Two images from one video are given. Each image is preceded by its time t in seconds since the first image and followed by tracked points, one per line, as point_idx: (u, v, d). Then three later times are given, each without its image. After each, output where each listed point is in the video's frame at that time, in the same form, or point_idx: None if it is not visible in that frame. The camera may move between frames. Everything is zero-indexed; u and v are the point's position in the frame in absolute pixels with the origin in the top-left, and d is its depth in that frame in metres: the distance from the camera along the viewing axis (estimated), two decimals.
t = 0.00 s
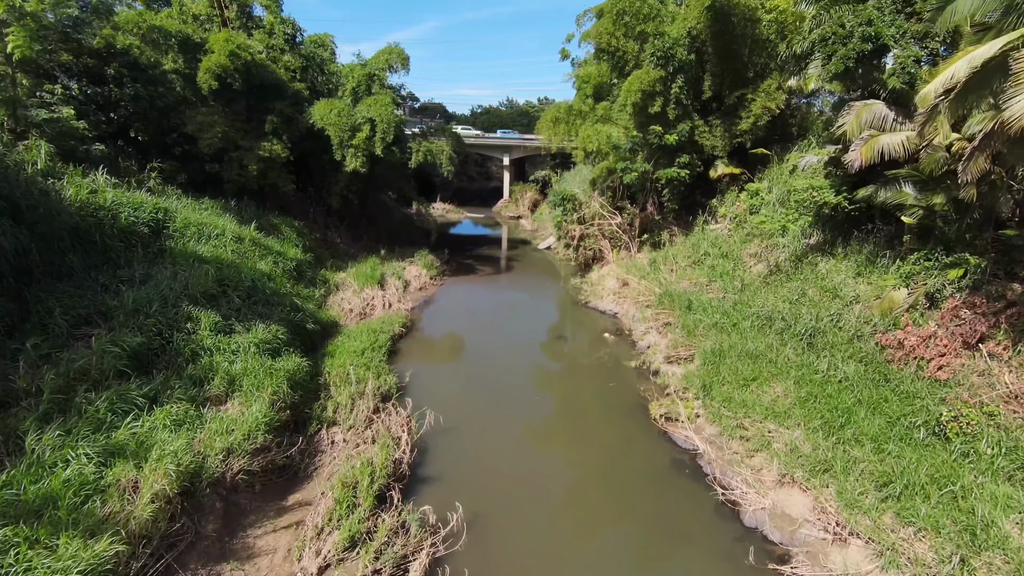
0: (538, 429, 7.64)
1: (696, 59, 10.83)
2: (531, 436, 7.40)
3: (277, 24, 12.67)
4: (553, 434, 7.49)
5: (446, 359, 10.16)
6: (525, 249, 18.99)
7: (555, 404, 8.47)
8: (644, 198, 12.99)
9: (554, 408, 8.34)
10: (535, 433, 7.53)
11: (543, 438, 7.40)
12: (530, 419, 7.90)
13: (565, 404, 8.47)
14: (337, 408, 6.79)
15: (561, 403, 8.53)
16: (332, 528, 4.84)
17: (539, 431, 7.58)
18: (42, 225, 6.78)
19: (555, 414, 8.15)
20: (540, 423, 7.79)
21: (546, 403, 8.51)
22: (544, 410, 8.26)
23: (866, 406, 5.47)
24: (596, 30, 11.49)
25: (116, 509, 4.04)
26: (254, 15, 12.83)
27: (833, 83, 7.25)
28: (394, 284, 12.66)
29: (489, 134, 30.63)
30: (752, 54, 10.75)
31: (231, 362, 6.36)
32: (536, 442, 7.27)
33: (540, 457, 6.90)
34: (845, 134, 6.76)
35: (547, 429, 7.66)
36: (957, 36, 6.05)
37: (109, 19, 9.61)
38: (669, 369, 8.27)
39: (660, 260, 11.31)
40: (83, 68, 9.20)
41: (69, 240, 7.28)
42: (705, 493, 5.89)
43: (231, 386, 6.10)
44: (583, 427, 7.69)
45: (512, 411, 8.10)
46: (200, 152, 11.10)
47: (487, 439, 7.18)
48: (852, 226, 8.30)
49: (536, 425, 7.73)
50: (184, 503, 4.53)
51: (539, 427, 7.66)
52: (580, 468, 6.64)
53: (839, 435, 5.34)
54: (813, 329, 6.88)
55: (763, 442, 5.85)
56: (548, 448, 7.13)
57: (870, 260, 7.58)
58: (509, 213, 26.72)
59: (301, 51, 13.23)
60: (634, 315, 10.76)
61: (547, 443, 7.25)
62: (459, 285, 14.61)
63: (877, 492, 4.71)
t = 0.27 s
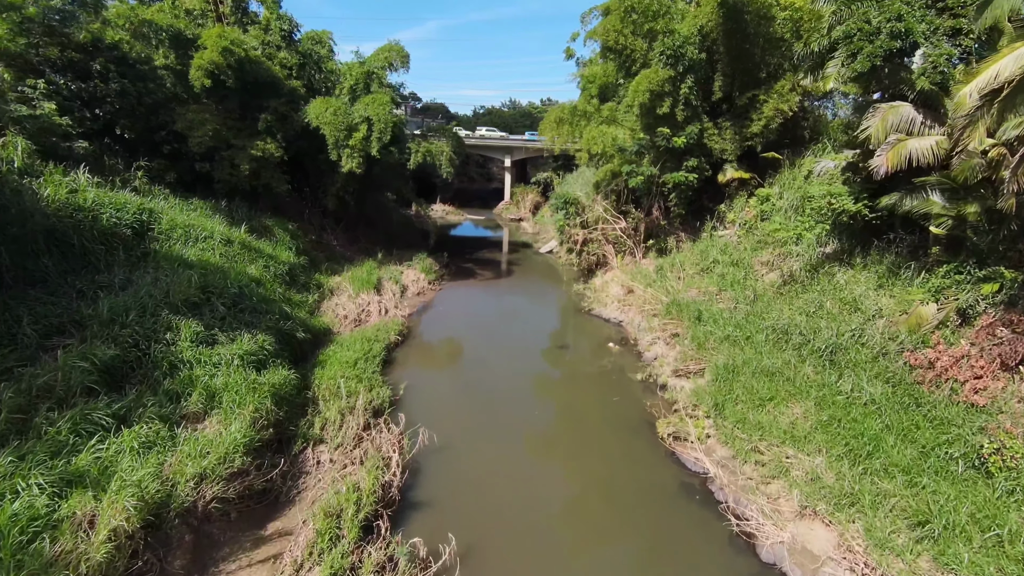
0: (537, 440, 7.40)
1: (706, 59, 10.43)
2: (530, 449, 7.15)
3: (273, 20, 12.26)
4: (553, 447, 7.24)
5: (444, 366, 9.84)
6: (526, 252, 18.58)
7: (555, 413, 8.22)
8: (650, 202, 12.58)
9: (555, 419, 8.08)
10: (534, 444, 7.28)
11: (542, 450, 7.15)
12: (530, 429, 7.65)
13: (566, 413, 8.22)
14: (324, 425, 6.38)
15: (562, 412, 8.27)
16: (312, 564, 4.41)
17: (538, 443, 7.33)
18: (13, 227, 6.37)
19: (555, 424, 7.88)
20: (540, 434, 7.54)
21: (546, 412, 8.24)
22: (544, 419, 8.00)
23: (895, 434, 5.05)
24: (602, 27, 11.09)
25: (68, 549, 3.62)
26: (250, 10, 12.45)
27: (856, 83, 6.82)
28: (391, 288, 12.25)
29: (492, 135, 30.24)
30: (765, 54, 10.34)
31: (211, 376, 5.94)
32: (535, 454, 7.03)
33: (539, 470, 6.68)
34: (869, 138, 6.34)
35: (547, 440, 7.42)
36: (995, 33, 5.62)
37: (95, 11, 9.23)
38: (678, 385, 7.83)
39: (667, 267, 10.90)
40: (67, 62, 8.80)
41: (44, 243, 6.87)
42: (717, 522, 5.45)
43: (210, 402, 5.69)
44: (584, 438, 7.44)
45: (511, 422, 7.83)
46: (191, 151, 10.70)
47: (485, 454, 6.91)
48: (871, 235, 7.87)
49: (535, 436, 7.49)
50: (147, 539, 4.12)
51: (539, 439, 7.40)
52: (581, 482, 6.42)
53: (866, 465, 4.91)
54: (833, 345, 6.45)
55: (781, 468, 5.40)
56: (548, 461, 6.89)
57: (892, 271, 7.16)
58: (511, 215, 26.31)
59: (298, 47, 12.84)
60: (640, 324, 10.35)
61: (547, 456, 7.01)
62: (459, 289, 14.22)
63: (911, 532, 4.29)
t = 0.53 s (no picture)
0: (539, 449, 7.08)
1: (718, 55, 10.01)
2: (531, 459, 6.84)
3: (269, 17, 11.89)
4: (556, 456, 6.93)
5: (443, 373, 9.50)
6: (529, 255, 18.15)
7: (559, 421, 7.90)
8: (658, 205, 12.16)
9: (557, 426, 7.75)
10: (536, 454, 6.96)
11: (544, 459, 6.84)
12: (531, 438, 7.33)
13: (570, 421, 7.90)
14: (314, 444, 5.97)
15: (565, 420, 7.94)
16: None
17: (540, 452, 7.01)
18: None
19: (558, 432, 7.56)
20: (542, 443, 7.22)
21: (549, 420, 7.92)
22: (547, 427, 7.68)
23: (935, 464, 4.61)
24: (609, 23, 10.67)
25: None
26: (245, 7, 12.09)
27: (883, 78, 6.37)
28: (390, 294, 11.85)
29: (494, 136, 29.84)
30: (779, 50, 9.91)
31: (192, 393, 5.53)
32: (536, 464, 6.72)
33: (541, 481, 6.37)
34: (899, 138, 5.91)
35: (549, 449, 7.10)
36: None
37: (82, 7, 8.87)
38: (691, 400, 7.40)
39: (676, 272, 10.46)
40: (51, 60, 8.43)
41: (20, 249, 6.48)
42: (737, 554, 5.02)
43: (190, 423, 5.28)
44: (588, 448, 7.13)
45: (512, 430, 7.52)
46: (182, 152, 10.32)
47: (484, 465, 6.60)
48: (897, 242, 7.42)
49: (537, 445, 7.17)
50: None
51: (541, 448, 7.08)
52: (586, 496, 6.10)
53: (904, 497, 4.47)
54: (859, 360, 6.01)
55: (807, 496, 4.95)
56: (550, 471, 6.58)
57: (919, 279, 6.70)
58: (514, 216, 25.89)
59: (295, 45, 12.47)
60: (648, 333, 9.91)
61: (549, 466, 6.70)
62: (460, 293, 13.82)
63: None
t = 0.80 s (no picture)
0: (546, 459, 6.78)
1: (731, 49, 9.55)
2: (537, 470, 6.55)
3: (263, 16, 11.51)
4: (564, 467, 6.64)
5: (445, 380, 9.19)
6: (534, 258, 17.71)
7: (565, 430, 7.58)
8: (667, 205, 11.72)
9: (564, 435, 7.44)
10: (542, 465, 6.66)
11: (551, 470, 6.54)
12: (537, 448, 7.03)
13: (577, 430, 7.59)
14: (308, 469, 5.58)
15: (572, 429, 7.63)
16: None
17: (546, 463, 6.71)
18: None
19: (565, 442, 7.25)
20: (549, 453, 6.92)
21: (555, 428, 7.60)
22: (553, 436, 7.37)
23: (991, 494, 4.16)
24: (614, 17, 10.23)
25: None
26: (238, 7, 11.73)
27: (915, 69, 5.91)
28: (390, 301, 11.46)
29: (497, 136, 29.41)
30: (795, 42, 9.44)
31: (175, 417, 5.15)
32: (542, 475, 6.42)
33: (547, 494, 6.08)
34: (937, 132, 5.44)
35: (556, 459, 6.80)
36: None
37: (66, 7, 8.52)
38: (709, 415, 6.95)
39: (689, 276, 10.02)
40: (35, 62, 8.08)
41: None
42: None
43: (171, 450, 4.89)
44: (597, 458, 6.81)
45: (516, 440, 7.22)
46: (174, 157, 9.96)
47: (487, 478, 6.30)
48: (926, 244, 6.98)
49: (543, 456, 6.86)
50: None
51: (547, 458, 6.78)
52: (596, 509, 5.83)
53: (958, 533, 4.02)
54: (894, 373, 5.56)
55: (844, 527, 4.51)
56: (557, 484, 6.28)
57: (954, 284, 6.24)
58: (518, 217, 25.47)
59: (290, 45, 12.09)
60: (660, 341, 9.46)
61: (556, 478, 6.39)
62: (463, 298, 13.44)
63: None
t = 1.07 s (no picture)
0: (554, 470, 6.47)
1: (745, 41, 9.10)
2: (545, 483, 6.24)
3: (257, 16, 11.16)
4: (574, 478, 6.34)
5: (449, 388, 8.88)
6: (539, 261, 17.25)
7: (574, 439, 7.25)
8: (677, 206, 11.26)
9: (573, 445, 7.12)
10: (551, 476, 6.37)
11: (559, 482, 6.23)
12: (545, 459, 6.72)
13: (586, 439, 7.26)
14: (300, 499, 5.18)
15: (581, 438, 7.30)
16: None
17: (554, 475, 6.40)
18: None
19: (575, 451, 6.95)
20: (557, 463, 6.61)
21: (563, 438, 7.28)
22: (562, 446, 7.09)
23: None
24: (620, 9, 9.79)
25: None
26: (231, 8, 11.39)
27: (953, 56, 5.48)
28: (391, 309, 11.08)
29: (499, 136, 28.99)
30: (812, 33, 8.99)
31: (155, 446, 4.77)
32: (550, 488, 6.12)
33: (557, 509, 5.79)
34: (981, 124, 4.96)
35: (564, 470, 6.50)
36: None
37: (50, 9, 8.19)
38: (731, 431, 6.50)
39: (702, 280, 9.55)
40: (17, 67, 7.75)
41: None
42: None
43: (150, 482, 4.51)
44: (607, 470, 6.49)
45: (522, 451, 6.92)
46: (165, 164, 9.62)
47: (492, 492, 6.01)
48: (962, 244, 6.51)
49: (551, 466, 6.56)
50: None
51: (556, 469, 6.49)
52: (609, 524, 5.54)
53: None
54: (937, 390, 5.08)
55: (891, 563, 4.04)
56: (567, 496, 5.99)
57: (996, 289, 5.76)
58: (522, 219, 25.05)
59: (286, 46, 11.74)
60: (674, 349, 9.01)
61: (566, 490, 6.10)
62: (468, 303, 13.07)
63: None
